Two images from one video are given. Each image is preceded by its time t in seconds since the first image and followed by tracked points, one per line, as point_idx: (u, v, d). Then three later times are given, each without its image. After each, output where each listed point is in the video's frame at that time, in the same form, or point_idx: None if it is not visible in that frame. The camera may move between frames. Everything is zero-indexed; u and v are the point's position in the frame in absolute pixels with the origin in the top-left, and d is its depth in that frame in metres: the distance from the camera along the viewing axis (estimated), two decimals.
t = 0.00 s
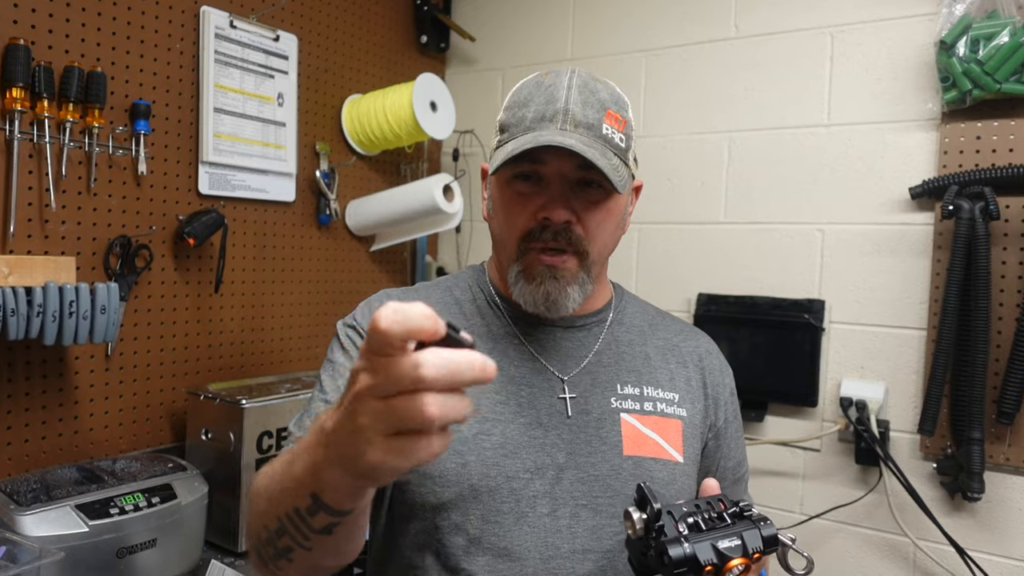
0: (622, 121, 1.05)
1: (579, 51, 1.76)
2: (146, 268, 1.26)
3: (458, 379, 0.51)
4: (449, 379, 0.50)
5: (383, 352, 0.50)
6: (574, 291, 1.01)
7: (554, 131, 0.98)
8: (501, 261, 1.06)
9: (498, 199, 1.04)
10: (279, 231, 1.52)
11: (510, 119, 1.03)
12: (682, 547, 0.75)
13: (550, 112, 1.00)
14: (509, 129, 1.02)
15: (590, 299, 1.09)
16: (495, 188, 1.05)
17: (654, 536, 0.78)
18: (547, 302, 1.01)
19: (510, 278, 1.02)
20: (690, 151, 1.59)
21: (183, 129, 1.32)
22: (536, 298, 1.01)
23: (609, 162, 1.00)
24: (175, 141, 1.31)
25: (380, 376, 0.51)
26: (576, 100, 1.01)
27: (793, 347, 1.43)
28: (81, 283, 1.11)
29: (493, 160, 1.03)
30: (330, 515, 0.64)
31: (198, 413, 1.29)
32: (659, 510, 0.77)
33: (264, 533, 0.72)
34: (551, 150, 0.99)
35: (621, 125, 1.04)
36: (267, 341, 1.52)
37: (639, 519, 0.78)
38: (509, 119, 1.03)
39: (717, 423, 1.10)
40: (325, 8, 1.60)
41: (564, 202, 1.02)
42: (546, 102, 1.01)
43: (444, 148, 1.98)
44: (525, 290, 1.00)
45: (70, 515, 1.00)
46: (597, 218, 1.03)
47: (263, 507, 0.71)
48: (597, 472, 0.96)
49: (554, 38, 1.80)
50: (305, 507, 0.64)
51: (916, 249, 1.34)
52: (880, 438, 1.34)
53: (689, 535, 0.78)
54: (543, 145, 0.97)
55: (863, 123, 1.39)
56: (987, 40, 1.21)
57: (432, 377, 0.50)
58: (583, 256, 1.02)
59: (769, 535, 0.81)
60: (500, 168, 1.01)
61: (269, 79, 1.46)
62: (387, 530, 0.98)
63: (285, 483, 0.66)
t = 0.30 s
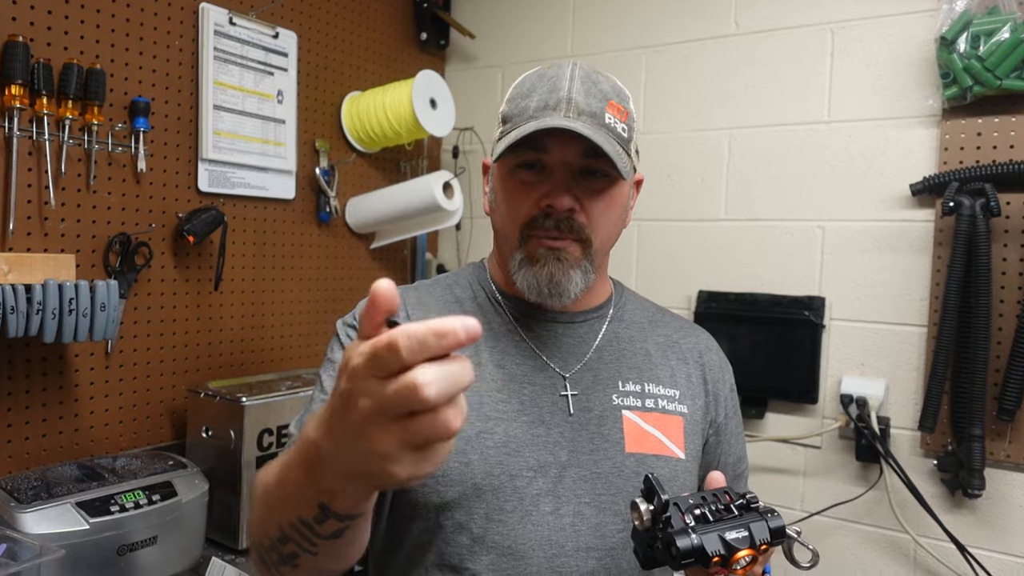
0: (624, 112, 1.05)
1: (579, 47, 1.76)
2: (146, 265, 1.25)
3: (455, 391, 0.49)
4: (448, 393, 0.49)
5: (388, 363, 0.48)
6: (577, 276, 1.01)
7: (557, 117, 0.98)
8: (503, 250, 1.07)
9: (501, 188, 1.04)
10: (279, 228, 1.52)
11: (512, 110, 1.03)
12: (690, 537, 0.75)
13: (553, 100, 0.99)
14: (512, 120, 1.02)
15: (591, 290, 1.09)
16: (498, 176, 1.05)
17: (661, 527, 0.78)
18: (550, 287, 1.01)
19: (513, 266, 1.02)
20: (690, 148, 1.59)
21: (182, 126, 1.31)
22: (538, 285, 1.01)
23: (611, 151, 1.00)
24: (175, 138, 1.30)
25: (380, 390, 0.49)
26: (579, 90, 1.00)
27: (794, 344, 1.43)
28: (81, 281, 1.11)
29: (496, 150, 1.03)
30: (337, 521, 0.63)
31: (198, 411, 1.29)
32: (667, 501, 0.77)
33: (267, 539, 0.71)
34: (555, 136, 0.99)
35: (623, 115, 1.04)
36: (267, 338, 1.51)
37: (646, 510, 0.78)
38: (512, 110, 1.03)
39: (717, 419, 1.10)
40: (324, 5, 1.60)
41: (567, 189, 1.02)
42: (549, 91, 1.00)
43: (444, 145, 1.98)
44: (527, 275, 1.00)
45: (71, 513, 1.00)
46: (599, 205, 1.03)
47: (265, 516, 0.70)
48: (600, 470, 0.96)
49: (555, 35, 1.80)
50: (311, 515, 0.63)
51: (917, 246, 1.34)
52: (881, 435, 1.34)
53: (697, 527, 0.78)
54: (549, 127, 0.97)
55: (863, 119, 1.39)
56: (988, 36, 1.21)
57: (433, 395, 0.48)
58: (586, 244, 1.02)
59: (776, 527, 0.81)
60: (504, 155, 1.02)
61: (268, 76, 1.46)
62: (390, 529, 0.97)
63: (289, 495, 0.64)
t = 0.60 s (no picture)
0: (625, 108, 1.04)
1: (582, 45, 1.75)
2: (147, 263, 1.25)
3: (457, 362, 0.47)
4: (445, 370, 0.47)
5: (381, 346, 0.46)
6: (574, 276, 1.01)
7: (556, 114, 0.97)
8: (502, 248, 1.06)
9: (500, 184, 1.05)
10: (281, 225, 1.52)
11: (513, 106, 1.02)
12: (689, 542, 0.75)
13: (553, 96, 0.99)
14: (513, 116, 1.02)
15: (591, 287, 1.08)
16: (497, 171, 1.05)
17: (660, 531, 0.77)
18: (546, 287, 1.00)
19: (511, 263, 1.02)
20: (693, 146, 1.59)
21: (184, 122, 1.31)
22: (535, 283, 1.00)
23: (611, 148, 0.99)
24: (177, 135, 1.30)
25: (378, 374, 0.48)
26: (579, 86, 1.00)
27: (797, 342, 1.43)
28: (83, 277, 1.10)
29: (495, 147, 1.03)
30: (348, 519, 0.63)
31: (200, 408, 1.29)
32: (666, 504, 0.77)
33: (273, 541, 0.71)
34: (554, 133, 0.99)
35: (624, 112, 1.04)
36: (269, 336, 1.51)
37: (645, 513, 0.78)
38: (512, 106, 1.03)
39: (720, 417, 1.10)
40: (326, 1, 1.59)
41: (565, 185, 1.01)
42: (549, 87, 1.00)
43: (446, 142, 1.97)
44: (524, 275, 1.00)
45: (73, 509, 1.00)
46: (598, 202, 1.03)
47: (271, 523, 0.69)
48: (602, 468, 0.96)
49: (558, 32, 1.79)
50: (320, 516, 0.63)
51: (920, 243, 1.33)
52: (884, 433, 1.33)
53: (696, 531, 0.77)
54: (547, 124, 0.97)
55: (867, 117, 1.39)
56: (993, 32, 1.21)
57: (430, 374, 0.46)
58: (585, 240, 1.02)
59: (775, 531, 0.80)
60: (503, 150, 1.02)
61: (270, 73, 1.45)
62: (391, 526, 0.97)
63: (296, 500, 0.64)
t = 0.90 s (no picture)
0: (630, 101, 1.03)
1: (584, 39, 1.75)
2: (148, 257, 1.25)
3: (458, 342, 0.46)
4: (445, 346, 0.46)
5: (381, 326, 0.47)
6: (579, 270, 1.00)
7: (560, 107, 0.97)
8: (506, 243, 1.06)
9: (504, 177, 1.04)
10: (281, 220, 1.51)
11: (516, 100, 1.02)
12: (693, 537, 0.75)
13: (557, 89, 0.98)
14: (516, 109, 1.01)
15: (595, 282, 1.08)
16: (501, 166, 1.05)
17: (664, 526, 0.77)
18: (552, 282, 1.00)
19: (515, 259, 1.01)
20: (695, 141, 1.58)
21: (184, 117, 1.31)
22: (541, 278, 1.00)
23: (615, 140, 0.98)
24: (177, 129, 1.30)
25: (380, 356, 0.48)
26: (582, 79, 0.99)
27: (799, 338, 1.43)
28: (83, 272, 1.10)
29: (499, 141, 1.03)
30: (350, 509, 0.63)
31: (201, 404, 1.29)
32: (670, 499, 0.77)
33: (275, 533, 0.71)
34: (558, 128, 0.98)
35: (629, 105, 1.03)
36: (270, 331, 1.51)
37: (649, 509, 0.78)
38: (516, 100, 1.02)
39: (722, 414, 1.10)
40: None
41: (570, 180, 1.01)
42: (553, 81, 0.99)
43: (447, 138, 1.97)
44: (529, 270, 1.00)
45: (73, 504, 1.00)
46: (603, 196, 1.02)
47: (274, 515, 0.69)
48: (604, 464, 0.96)
49: (560, 27, 1.78)
50: (322, 507, 0.63)
51: (923, 239, 1.33)
52: (886, 430, 1.33)
53: (700, 526, 0.77)
54: (552, 118, 0.97)
55: (870, 112, 1.38)
56: (997, 27, 1.20)
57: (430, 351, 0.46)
58: (589, 234, 1.02)
59: (781, 525, 0.79)
60: (506, 145, 1.01)
61: (271, 67, 1.45)
62: (393, 522, 0.97)
63: (299, 491, 0.64)
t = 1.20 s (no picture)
0: (631, 100, 1.03)
1: (583, 38, 1.74)
2: (146, 256, 1.25)
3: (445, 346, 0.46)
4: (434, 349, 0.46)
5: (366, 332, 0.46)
6: (580, 278, 1.01)
7: (562, 105, 0.96)
8: (506, 242, 1.06)
9: (505, 176, 1.04)
10: (280, 219, 1.51)
11: (517, 99, 1.01)
12: (696, 533, 0.75)
13: (558, 88, 0.98)
14: (518, 108, 1.01)
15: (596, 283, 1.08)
16: (502, 164, 1.05)
17: (667, 523, 0.77)
18: (553, 290, 1.00)
19: (516, 258, 1.01)
20: (694, 139, 1.58)
21: (183, 115, 1.30)
22: (542, 285, 1.00)
23: (618, 137, 0.98)
24: (176, 127, 1.29)
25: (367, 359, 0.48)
26: (584, 78, 0.99)
27: (799, 336, 1.42)
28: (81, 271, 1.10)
29: (500, 140, 1.02)
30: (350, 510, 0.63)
31: (200, 402, 1.28)
32: (673, 496, 0.77)
33: (274, 532, 0.71)
34: (560, 127, 0.98)
35: (630, 103, 1.03)
36: (269, 329, 1.51)
37: (652, 506, 0.78)
38: (517, 99, 1.02)
39: (722, 413, 1.10)
40: None
41: (572, 178, 1.01)
42: (554, 79, 0.99)
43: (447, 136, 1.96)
44: (531, 276, 1.00)
45: (71, 503, 0.99)
46: (605, 195, 1.02)
47: (274, 517, 0.69)
48: (604, 463, 0.95)
49: (559, 25, 1.78)
50: (322, 509, 0.63)
51: (922, 238, 1.33)
52: (885, 428, 1.33)
53: (703, 522, 0.77)
54: (554, 117, 0.96)
55: (870, 110, 1.38)
56: (997, 25, 1.20)
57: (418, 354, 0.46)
58: (590, 235, 1.02)
59: (783, 522, 0.79)
60: (508, 143, 1.01)
61: (270, 65, 1.45)
62: (393, 521, 0.97)
63: (298, 494, 0.63)
